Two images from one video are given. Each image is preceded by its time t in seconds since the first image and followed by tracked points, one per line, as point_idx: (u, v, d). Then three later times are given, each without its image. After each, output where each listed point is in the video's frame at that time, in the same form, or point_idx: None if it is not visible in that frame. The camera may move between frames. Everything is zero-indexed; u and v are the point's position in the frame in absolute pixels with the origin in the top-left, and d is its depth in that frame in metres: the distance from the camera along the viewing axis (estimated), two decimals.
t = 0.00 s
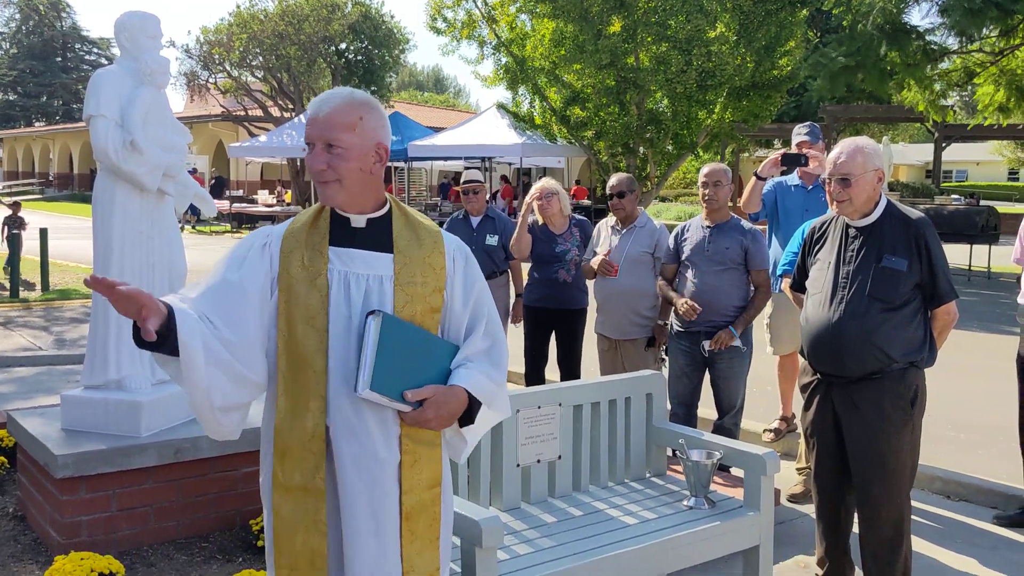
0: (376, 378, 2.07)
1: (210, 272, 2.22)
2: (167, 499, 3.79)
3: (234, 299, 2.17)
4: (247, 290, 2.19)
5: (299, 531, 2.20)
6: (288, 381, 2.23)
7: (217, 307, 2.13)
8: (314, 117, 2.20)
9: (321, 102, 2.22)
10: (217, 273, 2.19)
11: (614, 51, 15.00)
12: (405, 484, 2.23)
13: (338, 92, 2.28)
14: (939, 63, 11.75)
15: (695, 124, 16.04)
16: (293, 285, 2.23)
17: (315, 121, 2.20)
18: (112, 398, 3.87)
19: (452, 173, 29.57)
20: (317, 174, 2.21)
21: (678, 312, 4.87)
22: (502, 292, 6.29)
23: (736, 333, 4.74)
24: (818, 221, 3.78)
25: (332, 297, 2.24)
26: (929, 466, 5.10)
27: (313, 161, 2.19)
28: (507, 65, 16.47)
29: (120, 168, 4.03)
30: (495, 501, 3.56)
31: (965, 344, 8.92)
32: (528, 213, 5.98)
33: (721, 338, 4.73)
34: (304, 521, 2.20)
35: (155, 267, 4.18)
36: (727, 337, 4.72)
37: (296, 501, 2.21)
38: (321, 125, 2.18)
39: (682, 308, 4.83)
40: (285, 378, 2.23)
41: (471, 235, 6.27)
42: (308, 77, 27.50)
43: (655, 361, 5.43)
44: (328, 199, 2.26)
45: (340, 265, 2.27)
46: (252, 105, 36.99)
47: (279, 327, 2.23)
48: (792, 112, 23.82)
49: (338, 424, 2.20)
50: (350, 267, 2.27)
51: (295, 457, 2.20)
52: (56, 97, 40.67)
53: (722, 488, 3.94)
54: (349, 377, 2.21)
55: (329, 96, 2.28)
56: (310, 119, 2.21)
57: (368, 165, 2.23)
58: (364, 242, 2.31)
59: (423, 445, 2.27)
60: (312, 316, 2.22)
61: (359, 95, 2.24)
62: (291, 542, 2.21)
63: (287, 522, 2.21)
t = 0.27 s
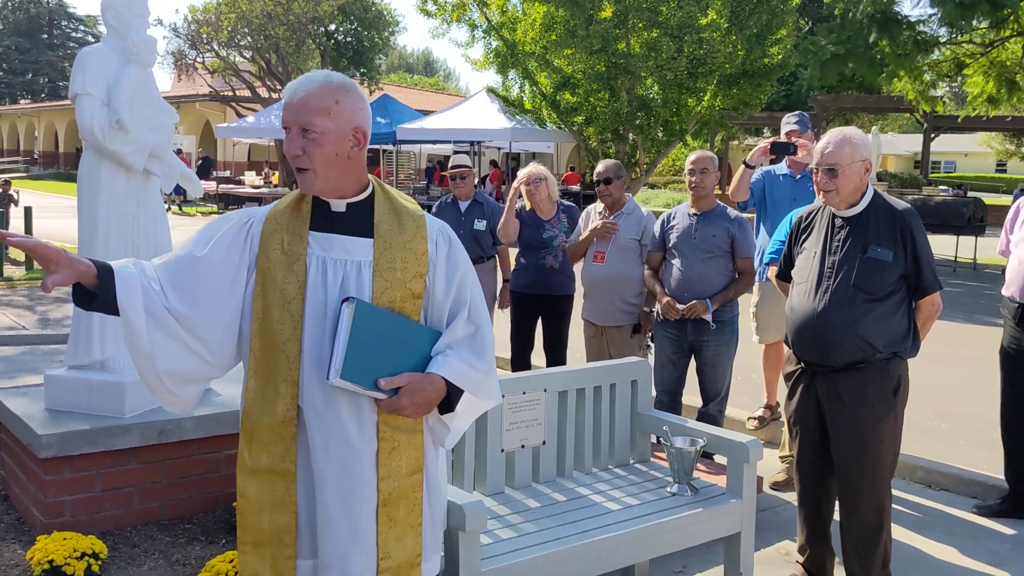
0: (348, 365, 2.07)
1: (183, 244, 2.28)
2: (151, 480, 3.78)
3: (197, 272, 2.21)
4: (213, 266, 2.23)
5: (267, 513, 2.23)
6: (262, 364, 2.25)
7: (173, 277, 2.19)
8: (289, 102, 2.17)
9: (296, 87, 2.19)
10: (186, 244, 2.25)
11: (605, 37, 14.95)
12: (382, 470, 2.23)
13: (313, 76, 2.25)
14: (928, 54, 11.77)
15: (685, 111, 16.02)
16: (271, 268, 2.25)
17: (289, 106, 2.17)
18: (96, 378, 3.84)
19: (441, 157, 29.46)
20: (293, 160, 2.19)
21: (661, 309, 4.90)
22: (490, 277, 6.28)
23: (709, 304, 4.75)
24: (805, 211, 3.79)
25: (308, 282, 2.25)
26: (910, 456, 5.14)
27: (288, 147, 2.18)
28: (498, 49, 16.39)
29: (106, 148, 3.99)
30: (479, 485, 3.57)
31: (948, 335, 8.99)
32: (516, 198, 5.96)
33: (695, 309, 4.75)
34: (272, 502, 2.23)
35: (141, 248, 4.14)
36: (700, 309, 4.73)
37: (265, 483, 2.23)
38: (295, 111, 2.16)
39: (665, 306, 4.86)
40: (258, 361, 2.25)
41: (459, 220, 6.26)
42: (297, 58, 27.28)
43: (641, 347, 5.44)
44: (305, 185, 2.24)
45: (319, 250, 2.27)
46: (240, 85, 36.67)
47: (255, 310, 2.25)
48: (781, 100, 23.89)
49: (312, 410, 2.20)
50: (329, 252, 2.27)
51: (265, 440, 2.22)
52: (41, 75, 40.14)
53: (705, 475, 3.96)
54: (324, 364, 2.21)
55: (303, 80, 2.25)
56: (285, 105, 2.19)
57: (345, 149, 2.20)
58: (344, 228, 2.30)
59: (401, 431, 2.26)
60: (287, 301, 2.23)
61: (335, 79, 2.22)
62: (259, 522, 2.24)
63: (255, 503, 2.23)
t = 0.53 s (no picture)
0: (334, 377, 2.06)
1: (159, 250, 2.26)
2: (136, 485, 3.74)
3: (169, 278, 2.18)
4: (187, 271, 2.20)
5: (250, 523, 2.21)
6: (246, 373, 2.23)
7: (143, 284, 2.16)
8: (280, 111, 2.16)
9: (286, 95, 2.18)
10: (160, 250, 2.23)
11: (596, 42, 14.99)
12: (366, 480, 2.21)
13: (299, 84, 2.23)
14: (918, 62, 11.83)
15: (674, 117, 16.07)
16: (255, 277, 2.23)
17: (281, 115, 2.15)
18: (81, 380, 3.80)
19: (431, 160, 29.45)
20: (285, 169, 2.17)
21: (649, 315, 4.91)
22: (479, 282, 6.27)
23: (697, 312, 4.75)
24: (794, 220, 3.79)
25: (293, 291, 2.23)
26: (897, 464, 5.16)
27: (280, 157, 2.16)
28: (489, 53, 16.40)
29: (94, 150, 3.96)
30: (466, 492, 3.55)
31: (935, 342, 9.03)
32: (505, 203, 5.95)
33: (685, 317, 4.74)
34: (255, 512, 2.21)
35: (128, 251, 4.10)
36: (690, 317, 4.74)
37: (249, 492, 2.22)
38: (287, 120, 2.14)
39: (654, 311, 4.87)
40: (242, 370, 2.23)
41: (448, 225, 6.24)
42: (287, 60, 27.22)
43: (629, 354, 5.44)
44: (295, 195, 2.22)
45: (304, 258, 2.26)
46: (230, 86, 36.56)
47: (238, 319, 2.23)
48: (771, 107, 24.07)
49: (297, 421, 2.18)
50: (314, 260, 2.26)
51: (249, 449, 2.21)
52: (29, 73, 39.84)
53: (692, 483, 3.95)
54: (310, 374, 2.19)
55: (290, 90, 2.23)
56: (277, 113, 2.17)
57: (336, 158, 2.19)
58: (329, 236, 2.28)
59: (385, 441, 2.24)
60: (272, 310, 2.21)
61: (324, 86, 2.20)
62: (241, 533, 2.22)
63: (239, 512, 2.22)
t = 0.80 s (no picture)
0: (331, 382, 2.06)
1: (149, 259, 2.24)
2: (129, 485, 3.73)
3: (159, 288, 2.16)
4: (177, 279, 2.18)
5: (247, 527, 2.22)
6: (239, 378, 2.22)
7: (132, 295, 2.15)
8: (296, 112, 2.15)
9: (296, 96, 2.17)
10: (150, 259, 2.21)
11: (593, 47, 15.02)
12: (361, 481, 2.21)
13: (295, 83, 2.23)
14: (913, 70, 11.86)
15: (670, 122, 16.08)
16: (246, 281, 2.22)
17: (298, 117, 2.16)
18: (72, 382, 3.79)
19: (428, 163, 29.46)
20: (305, 171, 2.19)
21: (641, 321, 4.92)
22: (474, 285, 6.27)
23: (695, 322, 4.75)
24: (787, 225, 3.80)
25: (286, 295, 2.23)
26: (889, 471, 5.17)
27: (301, 160, 2.17)
28: (485, 57, 16.39)
29: (88, 151, 3.95)
30: (458, 496, 3.55)
31: (928, 349, 9.06)
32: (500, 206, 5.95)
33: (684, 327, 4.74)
34: (252, 517, 2.22)
35: (122, 252, 4.08)
36: (690, 327, 4.73)
37: (245, 497, 2.22)
38: (308, 122, 2.16)
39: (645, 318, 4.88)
40: (235, 375, 2.22)
41: (442, 228, 6.23)
42: (284, 62, 27.20)
43: (623, 359, 5.44)
44: (307, 196, 2.24)
45: (297, 262, 2.25)
46: (227, 87, 36.53)
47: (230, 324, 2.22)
48: (767, 113, 24.19)
49: (291, 425, 2.17)
50: (306, 264, 2.26)
51: (243, 454, 2.21)
52: (24, 73, 39.52)
53: (684, 488, 3.96)
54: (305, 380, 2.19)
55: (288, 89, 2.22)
56: (291, 115, 2.16)
57: (345, 158, 2.26)
58: (321, 239, 2.28)
59: (378, 442, 2.24)
60: (265, 315, 2.21)
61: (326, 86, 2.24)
62: (238, 538, 2.23)
63: (236, 518, 2.22)
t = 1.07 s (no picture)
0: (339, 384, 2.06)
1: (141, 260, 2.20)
2: (122, 485, 3.72)
3: (157, 290, 2.13)
4: (175, 281, 2.15)
5: (246, 531, 2.20)
6: (238, 380, 2.21)
7: (129, 298, 2.11)
8: (306, 113, 2.17)
9: (304, 97, 2.19)
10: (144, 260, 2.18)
11: (590, 51, 15.06)
12: (361, 481, 2.22)
13: (298, 83, 2.25)
14: (909, 77, 11.90)
15: (667, 127, 16.10)
16: (245, 283, 2.21)
17: (309, 117, 2.17)
18: (66, 382, 3.78)
19: (424, 166, 29.47)
20: (314, 172, 2.20)
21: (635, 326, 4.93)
22: (469, 288, 6.28)
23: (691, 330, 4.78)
24: (782, 230, 3.81)
25: (286, 296, 2.22)
26: (882, 476, 5.18)
27: (311, 160, 2.19)
28: (482, 61, 16.42)
29: (84, 150, 3.94)
30: (452, 498, 3.55)
31: (921, 355, 9.08)
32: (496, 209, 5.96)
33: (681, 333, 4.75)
34: (251, 520, 2.21)
35: (117, 251, 4.08)
36: (687, 333, 4.75)
37: (244, 500, 2.20)
38: (319, 123, 2.17)
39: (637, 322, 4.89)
40: (234, 377, 2.21)
41: (438, 231, 6.25)
42: (281, 64, 27.19)
43: (617, 362, 5.45)
44: (312, 196, 2.26)
45: (296, 262, 2.25)
46: (224, 89, 36.51)
47: (229, 325, 2.20)
48: (763, 119, 24.25)
49: (293, 428, 2.17)
50: (305, 264, 2.25)
51: (242, 457, 2.19)
52: (19, 73, 39.32)
53: (677, 491, 3.97)
54: (307, 382, 2.18)
55: (292, 88, 2.23)
56: (300, 115, 2.17)
57: (348, 160, 2.29)
58: (320, 240, 2.28)
59: (378, 442, 2.25)
60: (265, 316, 2.20)
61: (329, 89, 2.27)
62: (236, 542, 2.21)
63: (235, 522, 2.20)
